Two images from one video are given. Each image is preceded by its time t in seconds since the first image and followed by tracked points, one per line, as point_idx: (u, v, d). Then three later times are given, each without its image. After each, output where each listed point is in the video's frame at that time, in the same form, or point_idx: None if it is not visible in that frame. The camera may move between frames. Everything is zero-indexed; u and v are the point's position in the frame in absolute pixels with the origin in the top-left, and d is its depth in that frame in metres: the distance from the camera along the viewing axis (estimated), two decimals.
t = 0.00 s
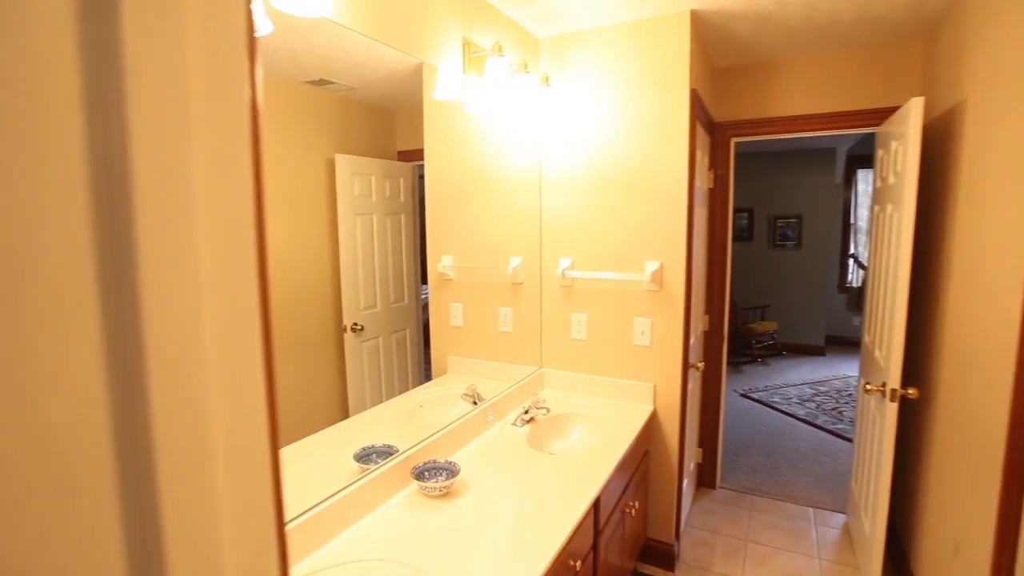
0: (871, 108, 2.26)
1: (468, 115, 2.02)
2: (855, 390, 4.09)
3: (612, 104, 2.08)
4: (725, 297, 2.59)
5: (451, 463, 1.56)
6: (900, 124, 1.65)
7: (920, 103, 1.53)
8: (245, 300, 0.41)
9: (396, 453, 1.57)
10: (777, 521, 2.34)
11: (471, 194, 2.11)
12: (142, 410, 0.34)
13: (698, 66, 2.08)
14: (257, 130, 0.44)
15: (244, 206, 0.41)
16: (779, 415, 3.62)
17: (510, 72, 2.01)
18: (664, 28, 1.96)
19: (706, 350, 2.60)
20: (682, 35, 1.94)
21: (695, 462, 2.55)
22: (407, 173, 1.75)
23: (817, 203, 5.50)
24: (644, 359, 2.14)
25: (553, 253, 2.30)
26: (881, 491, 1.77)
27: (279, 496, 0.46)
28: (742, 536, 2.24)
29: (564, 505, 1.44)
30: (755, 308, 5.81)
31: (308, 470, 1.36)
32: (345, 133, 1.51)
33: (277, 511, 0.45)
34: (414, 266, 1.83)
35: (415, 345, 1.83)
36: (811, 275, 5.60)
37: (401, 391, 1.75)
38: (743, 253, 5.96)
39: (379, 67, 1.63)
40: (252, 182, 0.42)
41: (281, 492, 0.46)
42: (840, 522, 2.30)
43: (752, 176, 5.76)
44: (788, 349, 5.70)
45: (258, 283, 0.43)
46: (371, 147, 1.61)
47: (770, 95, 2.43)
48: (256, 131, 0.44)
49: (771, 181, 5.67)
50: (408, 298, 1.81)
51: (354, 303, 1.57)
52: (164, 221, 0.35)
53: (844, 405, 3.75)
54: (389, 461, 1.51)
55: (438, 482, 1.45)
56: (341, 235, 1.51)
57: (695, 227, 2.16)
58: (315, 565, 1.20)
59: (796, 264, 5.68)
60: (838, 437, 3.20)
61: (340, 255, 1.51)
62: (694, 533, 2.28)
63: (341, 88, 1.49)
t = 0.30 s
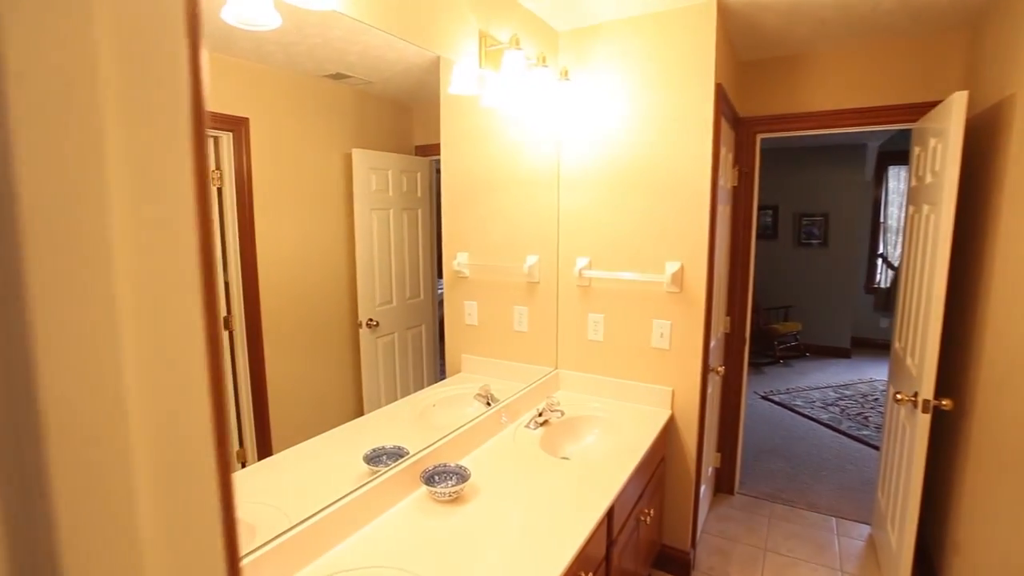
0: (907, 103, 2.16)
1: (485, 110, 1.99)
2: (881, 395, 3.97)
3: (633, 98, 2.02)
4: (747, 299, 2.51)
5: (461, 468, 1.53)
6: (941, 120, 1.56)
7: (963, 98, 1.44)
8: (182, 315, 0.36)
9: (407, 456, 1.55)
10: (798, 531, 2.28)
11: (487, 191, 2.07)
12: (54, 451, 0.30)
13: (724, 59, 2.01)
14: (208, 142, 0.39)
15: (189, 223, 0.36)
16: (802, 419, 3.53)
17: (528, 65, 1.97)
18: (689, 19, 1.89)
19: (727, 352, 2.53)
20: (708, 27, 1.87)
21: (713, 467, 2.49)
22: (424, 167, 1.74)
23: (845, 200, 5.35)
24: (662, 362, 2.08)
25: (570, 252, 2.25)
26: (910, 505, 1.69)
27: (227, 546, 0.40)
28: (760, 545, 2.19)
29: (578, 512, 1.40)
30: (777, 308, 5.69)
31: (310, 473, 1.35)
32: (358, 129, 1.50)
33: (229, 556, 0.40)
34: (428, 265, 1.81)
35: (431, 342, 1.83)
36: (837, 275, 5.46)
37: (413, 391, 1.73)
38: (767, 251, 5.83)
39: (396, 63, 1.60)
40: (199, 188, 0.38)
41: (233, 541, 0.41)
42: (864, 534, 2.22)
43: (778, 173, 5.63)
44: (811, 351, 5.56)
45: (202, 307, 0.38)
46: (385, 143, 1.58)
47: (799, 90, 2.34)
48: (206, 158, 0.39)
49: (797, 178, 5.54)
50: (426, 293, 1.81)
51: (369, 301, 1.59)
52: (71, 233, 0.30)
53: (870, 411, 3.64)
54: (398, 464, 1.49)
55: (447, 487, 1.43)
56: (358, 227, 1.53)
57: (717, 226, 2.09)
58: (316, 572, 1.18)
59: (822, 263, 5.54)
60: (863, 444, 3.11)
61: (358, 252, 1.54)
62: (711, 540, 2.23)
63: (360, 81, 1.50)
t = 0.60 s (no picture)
0: (938, 95, 2.08)
1: (498, 102, 1.95)
2: (905, 396, 3.87)
3: (651, 89, 1.96)
4: (767, 296, 2.44)
5: (469, 466, 1.52)
6: (978, 110, 1.48)
7: (1001, 89, 1.37)
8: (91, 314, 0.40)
9: (414, 454, 1.52)
10: (815, 535, 2.22)
11: (498, 184, 2.04)
12: None
13: (747, 48, 1.94)
14: (135, 134, 0.43)
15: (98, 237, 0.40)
16: (821, 419, 3.45)
17: (543, 56, 1.93)
18: (711, 7, 1.83)
19: (744, 352, 2.47)
20: (731, 15, 1.80)
21: (728, 468, 2.44)
22: (437, 160, 1.72)
23: (870, 195, 5.21)
24: (678, 361, 2.04)
25: (584, 247, 2.21)
26: (934, 515, 1.64)
27: (152, 485, 0.44)
28: (776, 549, 2.14)
29: (589, 514, 1.37)
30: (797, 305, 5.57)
31: (315, 471, 1.33)
32: (371, 121, 1.47)
33: (153, 498, 0.44)
34: (440, 259, 1.79)
35: (443, 337, 1.82)
36: (860, 272, 5.33)
37: (422, 386, 1.72)
38: (788, 247, 5.71)
39: (409, 53, 1.57)
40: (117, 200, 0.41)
41: (161, 480, 0.46)
42: (885, 540, 2.16)
43: (801, 166, 5.51)
44: (831, 349, 5.45)
45: (133, 272, 0.42)
46: (399, 135, 1.56)
47: (824, 80, 2.26)
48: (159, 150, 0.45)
49: (820, 172, 5.41)
50: (438, 287, 1.79)
51: (382, 294, 1.58)
52: None
53: (891, 412, 3.55)
54: (405, 462, 1.47)
55: (455, 486, 1.41)
56: (371, 220, 1.51)
57: (737, 221, 2.03)
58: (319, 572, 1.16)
59: (844, 259, 5.41)
60: (884, 446, 3.03)
61: (370, 245, 1.52)
62: (725, 542, 2.20)
63: (374, 72, 1.47)
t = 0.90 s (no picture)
0: (968, 83, 1.99)
1: (510, 92, 1.92)
2: (927, 395, 3.77)
3: (667, 78, 1.91)
4: (785, 292, 2.38)
5: (477, 463, 1.50)
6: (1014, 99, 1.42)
7: None
8: None
9: (422, 450, 1.51)
10: (832, 536, 2.17)
11: (509, 176, 2.01)
12: None
13: (767, 35, 1.88)
14: None
15: None
16: (839, 418, 3.37)
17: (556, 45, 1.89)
18: None
19: (761, 349, 2.42)
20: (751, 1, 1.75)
21: (743, 467, 2.40)
22: (450, 153, 1.70)
23: (894, 189, 5.08)
24: (693, 358, 2.00)
25: (597, 241, 2.16)
26: (958, 519, 1.58)
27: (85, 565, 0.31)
28: (791, 550, 2.10)
29: (599, 513, 1.35)
30: (816, 301, 5.46)
31: (323, 466, 1.32)
32: (384, 113, 1.45)
33: None
34: (452, 253, 1.77)
35: (455, 331, 1.81)
36: (882, 267, 5.20)
37: (432, 381, 1.70)
38: (808, 242, 5.60)
39: (421, 44, 1.55)
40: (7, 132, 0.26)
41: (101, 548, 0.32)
42: (905, 544, 2.11)
43: (823, 159, 5.39)
44: (851, 346, 5.34)
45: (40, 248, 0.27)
46: (411, 126, 1.53)
47: (848, 69, 2.19)
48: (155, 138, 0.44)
49: (843, 165, 5.29)
50: (450, 281, 1.78)
51: (394, 287, 1.56)
52: None
53: (913, 412, 3.46)
54: (413, 458, 1.46)
55: (463, 483, 1.40)
56: (382, 212, 1.49)
57: (755, 214, 1.97)
58: (324, 568, 1.16)
59: (866, 255, 5.28)
60: (906, 446, 2.95)
61: (381, 239, 1.50)
62: (739, 542, 2.16)
63: (385, 64, 1.44)
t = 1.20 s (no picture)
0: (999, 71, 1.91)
1: (521, 83, 1.89)
2: (950, 395, 3.67)
3: (682, 68, 1.86)
4: (803, 288, 2.33)
5: (485, 460, 1.48)
6: None
7: None
8: None
9: (431, 445, 1.50)
10: (850, 539, 2.13)
11: (521, 170, 1.99)
12: None
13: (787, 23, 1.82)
14: None
15: None
16: (858, 417, 3.30)
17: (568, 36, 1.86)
18: None
19: (778, 346, 2.37)
20: None
21: (757, 466, 2.36)
22: (462, 146, 1.68)
23: (917, 183, 4.95)
24: (707, 355, 1.96)
25: (609, 235, 2.13)
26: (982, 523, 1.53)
27: None
28: (807, 552, 2.06)
29: (609, 513, 1.32)
30: (835, 298, 5.36)
31: (332, 460, 1.32)
32: (396, 105, 1.44)
33: None
34: (464, 247, 1.75)
35: (466, 326, 1.79)
36: (904, 263, 5.08)
37: (442, 375, 1.69)
38: (827, 237, 5.49)
39: (432, 36, 1.52)
40: None
41: None
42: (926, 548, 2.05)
43: (844, 153, 5.29)
44: (871, 344, 5.23)
45: None
46: (423, 119, 1.51)
47: (871, 58, 2.12)
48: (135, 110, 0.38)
49: (864, 159, 5.18)
50: (462, 276, 1.76)
51: (406, 282, 1.55)
52: None
53: (936, 412, 3.37)
54: (421, 454, 1.45)
55: (470, 480, 1.38)
56: (394, 206, 1.48)
57: (772, 208, 1.92)
58: (329, 565, 1.14)
59: (887, 250, 5.16)
60: (927, 447, 2.88)
61: (393, 233, 1.49)
62: (752, 543, 2.12)
63: (397, 57, 1.43)
